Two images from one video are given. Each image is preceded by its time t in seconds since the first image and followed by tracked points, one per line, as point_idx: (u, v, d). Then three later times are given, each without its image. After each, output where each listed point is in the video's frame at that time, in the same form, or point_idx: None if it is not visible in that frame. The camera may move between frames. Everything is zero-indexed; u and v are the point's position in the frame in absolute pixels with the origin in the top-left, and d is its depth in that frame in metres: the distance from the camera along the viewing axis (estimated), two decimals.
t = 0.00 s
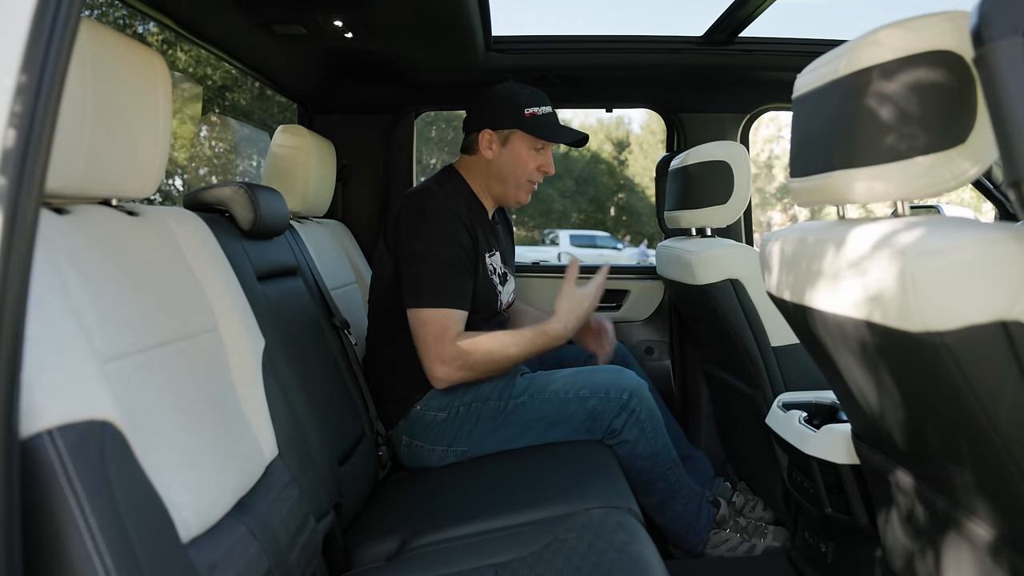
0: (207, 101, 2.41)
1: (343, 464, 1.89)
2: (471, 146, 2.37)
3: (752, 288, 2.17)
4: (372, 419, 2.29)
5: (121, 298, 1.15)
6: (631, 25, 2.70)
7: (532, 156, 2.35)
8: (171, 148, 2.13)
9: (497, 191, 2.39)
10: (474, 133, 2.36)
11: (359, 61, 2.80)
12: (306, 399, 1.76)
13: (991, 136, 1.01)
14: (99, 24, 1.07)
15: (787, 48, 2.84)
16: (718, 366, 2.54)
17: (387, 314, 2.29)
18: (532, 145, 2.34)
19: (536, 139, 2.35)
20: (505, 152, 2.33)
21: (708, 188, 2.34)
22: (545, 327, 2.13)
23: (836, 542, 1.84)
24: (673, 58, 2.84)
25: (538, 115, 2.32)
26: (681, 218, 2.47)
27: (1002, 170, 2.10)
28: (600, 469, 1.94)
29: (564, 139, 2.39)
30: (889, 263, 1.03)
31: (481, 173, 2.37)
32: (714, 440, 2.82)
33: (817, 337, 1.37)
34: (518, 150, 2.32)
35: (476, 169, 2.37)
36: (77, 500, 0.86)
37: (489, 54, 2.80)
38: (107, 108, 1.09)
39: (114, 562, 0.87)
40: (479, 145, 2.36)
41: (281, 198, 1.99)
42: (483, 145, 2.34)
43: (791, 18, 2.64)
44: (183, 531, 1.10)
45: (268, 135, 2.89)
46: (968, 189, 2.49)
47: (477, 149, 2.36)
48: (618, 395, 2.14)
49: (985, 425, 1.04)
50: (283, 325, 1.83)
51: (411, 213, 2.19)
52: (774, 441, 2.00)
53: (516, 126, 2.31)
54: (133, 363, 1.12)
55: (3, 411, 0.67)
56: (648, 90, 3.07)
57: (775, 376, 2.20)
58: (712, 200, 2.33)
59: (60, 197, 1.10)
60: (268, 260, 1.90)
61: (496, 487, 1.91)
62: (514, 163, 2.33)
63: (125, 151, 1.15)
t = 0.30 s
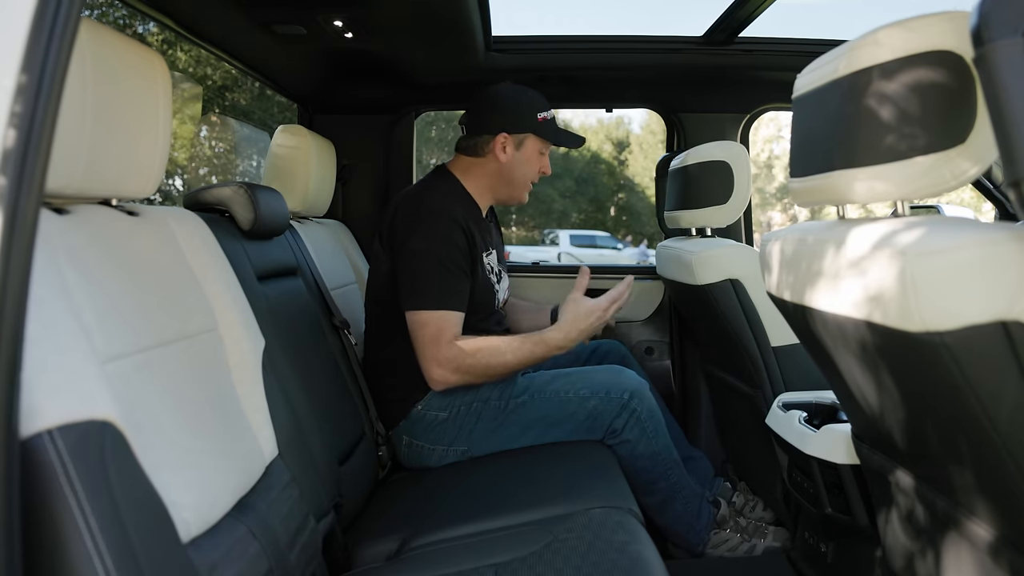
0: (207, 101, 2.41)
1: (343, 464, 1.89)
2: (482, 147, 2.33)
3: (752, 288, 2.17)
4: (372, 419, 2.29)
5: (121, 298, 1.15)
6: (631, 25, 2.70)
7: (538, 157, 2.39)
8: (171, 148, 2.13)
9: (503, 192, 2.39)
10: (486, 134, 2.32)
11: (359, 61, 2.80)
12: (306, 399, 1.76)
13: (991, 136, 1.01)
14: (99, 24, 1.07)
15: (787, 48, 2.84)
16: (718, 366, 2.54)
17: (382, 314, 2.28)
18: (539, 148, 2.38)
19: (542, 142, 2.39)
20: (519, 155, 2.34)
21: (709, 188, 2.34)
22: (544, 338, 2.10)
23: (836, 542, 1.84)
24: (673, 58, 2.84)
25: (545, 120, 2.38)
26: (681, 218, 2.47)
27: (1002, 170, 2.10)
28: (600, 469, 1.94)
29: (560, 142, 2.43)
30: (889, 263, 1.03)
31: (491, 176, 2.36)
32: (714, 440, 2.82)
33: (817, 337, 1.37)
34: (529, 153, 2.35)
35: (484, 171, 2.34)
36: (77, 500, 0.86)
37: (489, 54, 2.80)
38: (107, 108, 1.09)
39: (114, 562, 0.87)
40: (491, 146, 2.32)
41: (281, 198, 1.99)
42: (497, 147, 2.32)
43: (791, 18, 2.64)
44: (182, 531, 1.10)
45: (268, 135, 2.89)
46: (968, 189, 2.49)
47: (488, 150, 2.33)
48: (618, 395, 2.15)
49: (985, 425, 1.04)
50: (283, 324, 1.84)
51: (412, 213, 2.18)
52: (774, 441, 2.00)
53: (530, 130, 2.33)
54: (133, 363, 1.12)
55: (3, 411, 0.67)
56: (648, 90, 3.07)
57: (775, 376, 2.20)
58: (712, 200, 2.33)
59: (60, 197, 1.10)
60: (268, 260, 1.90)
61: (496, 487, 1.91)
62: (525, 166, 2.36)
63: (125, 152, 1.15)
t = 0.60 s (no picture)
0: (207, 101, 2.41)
1: (343, 464, 1.89)
2: (477, 147, 2.33)
3: (752, 288, 2.17)
4: (372, 418, 2.29)
5: (121, 298, 1.15)
6: (631, 24, 2.70)
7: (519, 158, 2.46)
8: (172, 148, 2.13)
9: (488, 190, 2.43)
10: (480, 135, 2.32)
11: (359, 61, 2.80)
12: (305, 400, 1.76)
13: (991, 136, 1.02)
14: (99, 24, 1.07)
15: (786, 47, 2.84)
16: (718, 366, 2.54)
17: (377, 311, 2.28)
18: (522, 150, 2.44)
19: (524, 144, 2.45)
20: (509, 157, 2.39)
21: (708, 188, 2.34)
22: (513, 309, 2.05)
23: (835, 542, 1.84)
24: (673, 58, 2.84)
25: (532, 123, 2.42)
26: (681, 218, 2.47)
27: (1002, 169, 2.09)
28: (600, 469, 1.94)
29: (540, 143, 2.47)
30: (889, 263, 1.03)
31: (479, 176, 2.39)
32: (714, 440, 2.83)
33: (818, 337, 1.37)
34: (516, 155, 2.41)
35: (473, 170, 2.36)
36: (77, 500, 0.86)
37: (489, 54, 2.80)
38: (107, 108, 1.09)
39: (114, 562, 0.87)
40: (486, 147, 2.34)
41: (281, 198, 1.99)
42: (491, 148, 2.34)
43: (791, 18, 2.64)
44: (182, 531, 1.10)
45: (268, 135, 2.89)
46: (968, 189, 2.49)
47: (482, 151, 2.34)
48: (619, 391, 2.14)
49: (985, 425, 1.04)
50: (283, 324, 1.84)
51: (400, 211, 2.19)
52: (774, 441, 2.00)
53: (523, 133, 2.38)
54: (133, 363, 1.12)
55: (3, 411, 0.67)
56: (648, 90, 3.07)
57: (775, 376, 2.20)
58: (712, 200, 2.33)
59: (60, 197, 1.10)
60: (268, 260, 1.90)
61: (496, 487, 1.91)
62: (511, 167, 2.42)
63: (125, 152, 1.15)
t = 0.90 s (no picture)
0: (207, 101, 2.41)
1: (343, 464, 1.89)
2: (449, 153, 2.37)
3: (752, 288, 2.17)
4: (372, 418, 2.29)
5: (121, 298, 1.15)
6: (631, 24, 2.70)
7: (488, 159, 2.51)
8: (171, 148, 2.13)
9: (460, 194, 2.47)
10: (453, 139, 2.35)
11: (358, 61, 2.80)
12: (305, 400, 1.76)
13: (991, 136, 1.01)
14: (99, 23, 1.07)
15: (786, 47, 2.84)
16: (718, 366, 2.54)
17: (375, 315, 2.29)
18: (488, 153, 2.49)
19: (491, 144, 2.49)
20: (479, 159, 2.44)
21: (708, 188, 2.34)
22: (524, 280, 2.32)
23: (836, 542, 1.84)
24: (673, 58, 2.84)
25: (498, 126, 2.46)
26: (681, 218, 2.47)
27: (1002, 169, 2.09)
28: (600, 469, 1.94)
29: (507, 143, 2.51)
30: (889, 263, 1.03)
31: (452, 179, 2.42)
32: (714, 440, 2.83)
33: (818, 337, 1.37)
34: (485, 157, 2.45)
35: (447, 175, 2.40)
36: (77, 500, 0.86)
37: (489, 54, 2.80)
38: (107, 108, 1.09)
39: (114, 562, 0.87)
40: (457, 151, 2.38)
41: (281, 198, 1.99)
42: (462, 152, 2.38)
43: (791, 18, 2.64)
44: (182, 531, 1.10)
45: (268, 135, 2.89)
46: (968, 189, 2.49)
47: (454, 155, 2.38)
48: (619, 398, 2.14)
49: (985, 425, 1.03)
50: (283, 324, 1.84)
51: (388, 206, 2.22)
52: (774, 441, 2.00)
53: (492, 134, 2.42)
54: (133, 363, 1.12)
55: (3, 410, 0.67)
56: (648, 90, 3.07)
57: (775, 376, 2.20)
58: (712, 200, 2.33)
59: (60, 197, 1.10)
60: (268, 260, 1.90)
61: (496, 487, 1.91)
62: (481, 168, 2.46)
63: (125, 152, 1.15)
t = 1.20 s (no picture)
0: (207, 101, 2.41)
1: (344, 464, 1.89)
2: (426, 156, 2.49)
3: (752, 288, 2.17)
4: (372, 418, 2.27)
5: (121, 297, 1.15)
6: (631, 24, 2.70)
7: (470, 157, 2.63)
8: (171, 148, 2.13)
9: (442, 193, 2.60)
10: (429, 142, 2.48)
11: (358, 61, 2.80)
12: (305, 400, 1.76)
13: (991, 136, 1.01)
14: (99, 24, 1.07)
15: (786, 47, 2.84)
16: (719, 365, 2.54)
17: (377, 309, 2.31)
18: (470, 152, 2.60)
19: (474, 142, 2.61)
20: (459, 158, 2.55)
21: (708, 188, 2.35)
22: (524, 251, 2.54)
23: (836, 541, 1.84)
24: (673, 58, 2.84)
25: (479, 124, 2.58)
26: (681, 218, 2.47)
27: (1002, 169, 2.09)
28: (600, 469, 1.94)
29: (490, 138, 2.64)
30: (889, 262, 1.03)
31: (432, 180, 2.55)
32: (715, 440, 2.83)
33: (818, 337, 1.37)
34: (465, 156, 2.57)
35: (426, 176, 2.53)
36: (77, 500, 0.86)
37: (489, 54, 2.80)
38: (107, 108, 1.09)
39: (114, 562, 0.87)
40: (434, 154, 2.50)
41: (281, 198, 1.99)
42: (439, 154, 2.51)
43: (791, 18, 2.64)
44: (182, 531, 1.10)
45: (268, 135, 2.89)
46: (968, 189, 2.49)
47: (432, 157, 2.50)
48: (623, 382, 2.15)
49: (985, 425, 1.04)
50: (283, 323, 1.84)
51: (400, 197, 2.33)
52: (774, 441, 2.00)
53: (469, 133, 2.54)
54: (133, 362, 1.12)
55: (3, 411, 0.67)
56: (648, 90, 3.07)
57: (775, 376, 2.20)
58: (712, 200, 2.33)
59: (60, 197, 1.10)
60: (268, 260, 1.90)
61: (496, 487, 1.91)
62: (462, 167, 2.58)
63: (125, 152, 1.15)
